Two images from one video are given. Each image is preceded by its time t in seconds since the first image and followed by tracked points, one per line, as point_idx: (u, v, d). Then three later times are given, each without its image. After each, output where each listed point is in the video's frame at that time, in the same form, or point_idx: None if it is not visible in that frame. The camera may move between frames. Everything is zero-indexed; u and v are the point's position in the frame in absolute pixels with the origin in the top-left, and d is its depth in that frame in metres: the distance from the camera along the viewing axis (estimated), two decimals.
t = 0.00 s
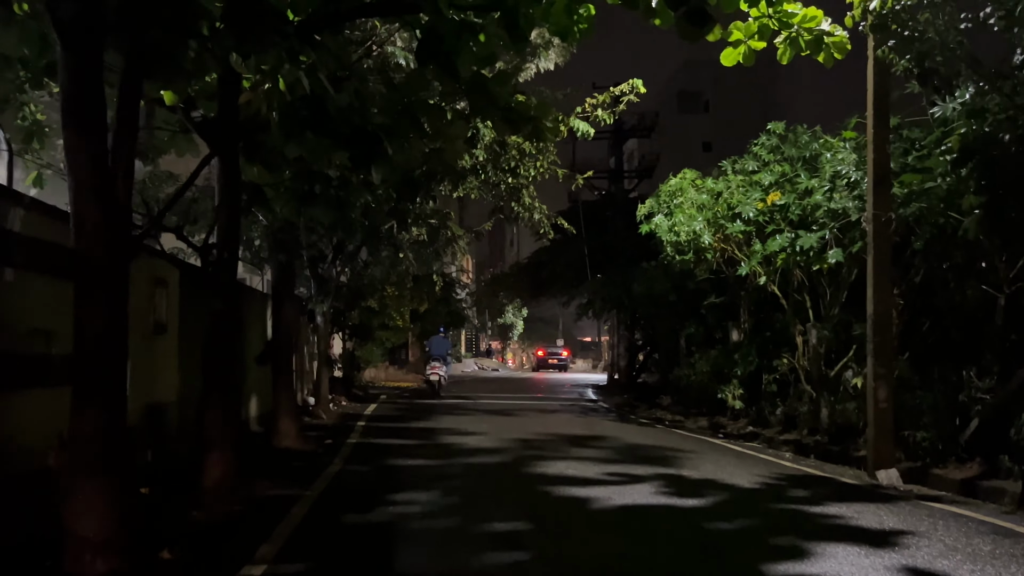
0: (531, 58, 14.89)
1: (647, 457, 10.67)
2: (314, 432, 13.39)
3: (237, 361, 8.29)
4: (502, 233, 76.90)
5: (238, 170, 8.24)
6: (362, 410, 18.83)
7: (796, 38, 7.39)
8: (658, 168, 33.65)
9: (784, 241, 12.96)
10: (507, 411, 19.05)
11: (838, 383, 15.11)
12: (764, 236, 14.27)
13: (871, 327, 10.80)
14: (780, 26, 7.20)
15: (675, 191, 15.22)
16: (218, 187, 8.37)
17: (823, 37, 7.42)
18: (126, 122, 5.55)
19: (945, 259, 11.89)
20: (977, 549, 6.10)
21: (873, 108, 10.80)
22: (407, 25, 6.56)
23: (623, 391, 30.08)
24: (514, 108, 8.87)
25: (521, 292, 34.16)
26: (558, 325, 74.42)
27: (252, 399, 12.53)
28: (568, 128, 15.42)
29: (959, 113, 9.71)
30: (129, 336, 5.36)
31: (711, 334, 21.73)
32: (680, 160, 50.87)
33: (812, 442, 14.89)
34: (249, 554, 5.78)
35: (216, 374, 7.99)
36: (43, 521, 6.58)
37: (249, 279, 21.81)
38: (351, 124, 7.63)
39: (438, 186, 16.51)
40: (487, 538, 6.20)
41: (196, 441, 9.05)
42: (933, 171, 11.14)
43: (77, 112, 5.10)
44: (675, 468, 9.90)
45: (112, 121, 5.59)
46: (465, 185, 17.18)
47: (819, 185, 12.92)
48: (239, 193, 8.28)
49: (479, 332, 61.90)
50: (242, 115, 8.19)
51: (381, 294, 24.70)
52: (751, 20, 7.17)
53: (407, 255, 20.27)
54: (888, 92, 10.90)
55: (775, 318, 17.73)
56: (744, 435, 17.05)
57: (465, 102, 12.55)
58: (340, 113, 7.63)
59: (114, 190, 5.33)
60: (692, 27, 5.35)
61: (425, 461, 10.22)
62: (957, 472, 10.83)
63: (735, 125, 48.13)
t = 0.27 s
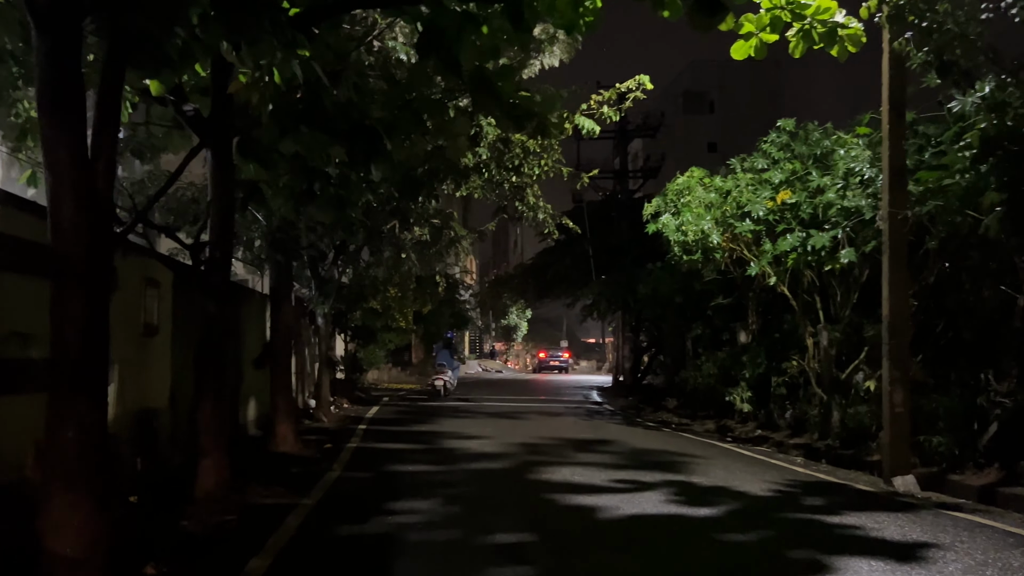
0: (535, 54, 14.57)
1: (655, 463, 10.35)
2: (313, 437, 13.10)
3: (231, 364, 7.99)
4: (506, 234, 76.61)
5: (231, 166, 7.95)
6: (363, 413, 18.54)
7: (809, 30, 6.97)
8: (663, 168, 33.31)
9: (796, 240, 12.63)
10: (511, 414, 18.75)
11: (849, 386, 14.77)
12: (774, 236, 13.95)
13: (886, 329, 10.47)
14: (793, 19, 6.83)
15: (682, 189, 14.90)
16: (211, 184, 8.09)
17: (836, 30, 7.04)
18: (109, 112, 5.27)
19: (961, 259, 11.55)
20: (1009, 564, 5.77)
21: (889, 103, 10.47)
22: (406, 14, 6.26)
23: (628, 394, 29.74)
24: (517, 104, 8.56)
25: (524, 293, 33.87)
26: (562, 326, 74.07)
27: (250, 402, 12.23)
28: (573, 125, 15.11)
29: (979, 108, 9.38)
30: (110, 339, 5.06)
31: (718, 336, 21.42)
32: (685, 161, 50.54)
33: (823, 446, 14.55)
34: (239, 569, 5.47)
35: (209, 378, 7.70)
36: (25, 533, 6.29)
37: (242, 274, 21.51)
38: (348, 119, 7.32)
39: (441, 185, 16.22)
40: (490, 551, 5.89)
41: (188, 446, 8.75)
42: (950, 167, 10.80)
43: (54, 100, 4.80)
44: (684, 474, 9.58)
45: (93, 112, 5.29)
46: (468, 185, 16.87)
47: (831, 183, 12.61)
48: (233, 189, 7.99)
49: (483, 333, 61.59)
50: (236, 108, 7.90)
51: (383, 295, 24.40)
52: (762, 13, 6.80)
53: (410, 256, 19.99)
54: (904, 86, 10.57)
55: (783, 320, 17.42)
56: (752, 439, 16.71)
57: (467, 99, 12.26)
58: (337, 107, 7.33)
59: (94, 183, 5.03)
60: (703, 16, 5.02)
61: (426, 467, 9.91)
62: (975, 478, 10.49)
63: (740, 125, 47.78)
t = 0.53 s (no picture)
0: (539, 47, 14.23)
1: (664, 466, 10.01)
2: (311, 438, 12.78)
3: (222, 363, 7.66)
4: (508, 234, 76.25)
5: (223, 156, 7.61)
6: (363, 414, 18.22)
7: (825, 18, 6.64)
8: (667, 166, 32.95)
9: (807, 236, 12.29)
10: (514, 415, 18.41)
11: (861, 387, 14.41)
12: (784, 232, 13.61)
13: (903, 327, 10.11)
14: (808, 6, 6.49)
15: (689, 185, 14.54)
16: (202, 176, 7.76)
17: (853, 18, 6.68)
18: (85, 94, 4.93)
19: (978, 256, 11.19)
20: None
21: (905, 93, 10.12)
22: None
23: (632, 394, 29.38)
24: (521, 94, 8.22)
25: (527, 293, 33.54)
26: (564, 326, 73.72)
27: (246, 403, 11.89)
28: (577, 119, 14.77)
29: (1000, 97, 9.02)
30: (85, 336, 4.72)
31: (724, 336, 21.09)
32: (687, 160, 50.17)
33: (833, 448, 14.19)
34: None
35: (199, 378, 7.36)
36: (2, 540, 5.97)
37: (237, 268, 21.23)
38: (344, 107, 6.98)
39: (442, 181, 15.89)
40: (493, 563, 5.55)
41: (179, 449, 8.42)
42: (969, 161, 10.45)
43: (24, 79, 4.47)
44: (695, 479, 9.23)
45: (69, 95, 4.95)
46: (471, 181, 16.54)
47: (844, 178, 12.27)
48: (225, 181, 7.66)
49: (484, 334, 61.26)
50: (228, 96, 7.56)
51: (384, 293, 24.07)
52: None
53: (411, 254, 19.66)
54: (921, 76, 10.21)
55: (792, 319, 17.08)
56: (760, 440, 16.36)
57: (469, 91, 11.93)
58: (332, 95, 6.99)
59: (68, 169, 4.70)
60: None
61: (427, 470, 9.56)
62: (994, 482, 10.12)
63: (744, 123, 47.40)
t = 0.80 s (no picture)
0: (538, 40, 13.90)
1: (670, 471, 9.69)
2: (305, 441, 12.45)
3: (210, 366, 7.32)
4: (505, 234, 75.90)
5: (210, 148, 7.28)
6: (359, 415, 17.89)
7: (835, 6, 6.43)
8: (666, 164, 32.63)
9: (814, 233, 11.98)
10: (512, 416, 18.09)
11: (867, 387, 14.09)
12: (789, 229, 13.30)
13: (915, 327, 9.80)
14: None
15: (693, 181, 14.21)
16: (188, 170, 7.42)
17: (866, 6, 6.45)
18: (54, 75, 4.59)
19: (991, 254, 10.88)
20: None
21: (918, 85, 9.81)
22: None
23: (631, 394, 29.04)
24: (522, 85, 7.89)
25: (525, 292, 33.22)
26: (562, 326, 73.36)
27: (237, 405, 11.55)
28: (578, 114, 14.44)
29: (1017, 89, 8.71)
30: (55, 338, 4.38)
31: (726, 335, 20.78)
32: (686, 159, 49.85)
33: (839, 450, 13.88)
34: None
35: (185, 381, 7.02)
36: None
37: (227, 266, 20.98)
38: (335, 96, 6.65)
39: (439, 178, 15.56)
40: None
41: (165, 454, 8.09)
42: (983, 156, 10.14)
43: None
44: (701, 484, 8.91)
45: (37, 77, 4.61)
46: (469, 178, 16.21)
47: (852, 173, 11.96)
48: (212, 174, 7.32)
49: (482, 333, 60.92)
50: (215, 85, 7.22)
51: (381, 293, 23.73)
52: None
53: (407, 252, 19.33)
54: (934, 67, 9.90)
55: (796, 318, 16.78)
56: (764, 442, 16.04)
57: (467, 84, 11.62)
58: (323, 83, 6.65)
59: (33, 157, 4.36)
60: None
61: (424, 475, 9.23)
62: (1009, 486, 9.81)
63: (742, 122, 47.10)
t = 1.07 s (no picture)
0: (542, 32, 13.55)
1: (679, 475, 9.33)
2: (302, 443, 12.12)
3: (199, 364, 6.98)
4: (508, 235, 75.57)
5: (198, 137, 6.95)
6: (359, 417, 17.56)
7: None
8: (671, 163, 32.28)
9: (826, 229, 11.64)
10: (516, 418, 17.75)
11: (879, 388, 13.73)
12: (800, 226, 12.96)
13: (933, 325, 9.43)
14: None
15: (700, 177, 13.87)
16: (175, 159, 7.10)
17: None
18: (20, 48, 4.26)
19: (1010, 250, 10.51)
20: None
21: (937, 74, 9.45)
22: None
23: (635, 396, 28.68)
24: (526, 73, 7.57)
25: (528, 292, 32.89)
26: (565, 327, 73.04)
27: (233, 407, 11.22)
28: (582, 109, 14.09)
29: None
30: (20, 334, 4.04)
31: (733, 336, 20.43)
32: (690, 158, 49.48)
33: (851, 453, 13.51)
34: None
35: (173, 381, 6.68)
36: None
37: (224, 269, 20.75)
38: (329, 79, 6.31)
39: (441, 175, 15.24)
40: None
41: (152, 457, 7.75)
42: (1004, 148, 9.79)
43: None
44: (712, 489, 8.57)
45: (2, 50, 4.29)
46: (471, 175, 15.88)
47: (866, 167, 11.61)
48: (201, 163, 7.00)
49: (484, 334, 60.58)
50: (203, 69, 6.88)
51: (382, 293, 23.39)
52: None
53: (409, 251, 19.01)
54: (953, 55, 9.55)
55: (805, 318, 16.43)
56: (773, 444, 15.67)
57: (469, 76, 11.29)
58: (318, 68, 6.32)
59: None
60: None
61: (424, 479, 8.89)
62: None
63: (746, 122, 46.76)
